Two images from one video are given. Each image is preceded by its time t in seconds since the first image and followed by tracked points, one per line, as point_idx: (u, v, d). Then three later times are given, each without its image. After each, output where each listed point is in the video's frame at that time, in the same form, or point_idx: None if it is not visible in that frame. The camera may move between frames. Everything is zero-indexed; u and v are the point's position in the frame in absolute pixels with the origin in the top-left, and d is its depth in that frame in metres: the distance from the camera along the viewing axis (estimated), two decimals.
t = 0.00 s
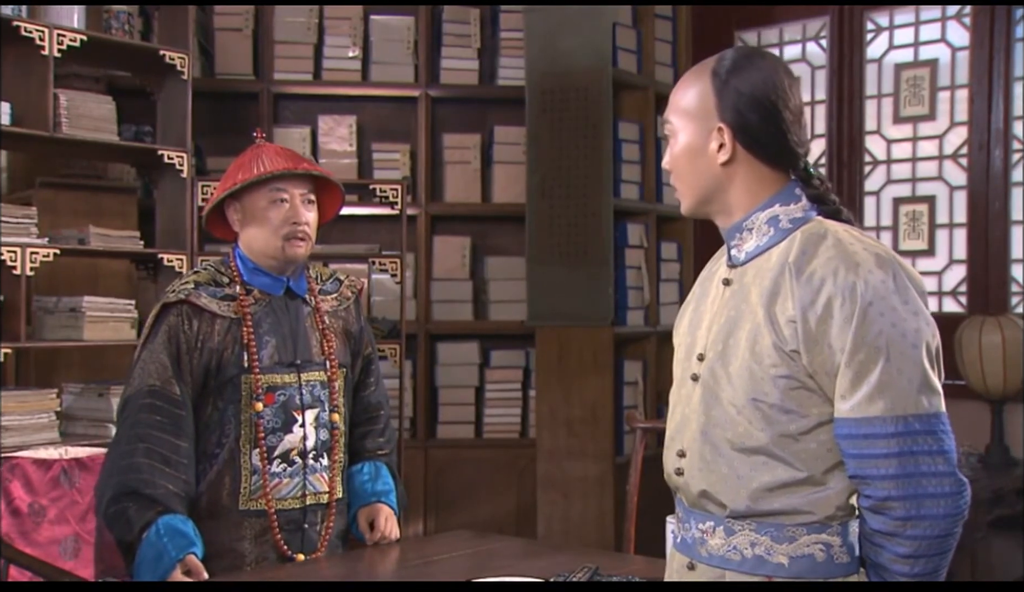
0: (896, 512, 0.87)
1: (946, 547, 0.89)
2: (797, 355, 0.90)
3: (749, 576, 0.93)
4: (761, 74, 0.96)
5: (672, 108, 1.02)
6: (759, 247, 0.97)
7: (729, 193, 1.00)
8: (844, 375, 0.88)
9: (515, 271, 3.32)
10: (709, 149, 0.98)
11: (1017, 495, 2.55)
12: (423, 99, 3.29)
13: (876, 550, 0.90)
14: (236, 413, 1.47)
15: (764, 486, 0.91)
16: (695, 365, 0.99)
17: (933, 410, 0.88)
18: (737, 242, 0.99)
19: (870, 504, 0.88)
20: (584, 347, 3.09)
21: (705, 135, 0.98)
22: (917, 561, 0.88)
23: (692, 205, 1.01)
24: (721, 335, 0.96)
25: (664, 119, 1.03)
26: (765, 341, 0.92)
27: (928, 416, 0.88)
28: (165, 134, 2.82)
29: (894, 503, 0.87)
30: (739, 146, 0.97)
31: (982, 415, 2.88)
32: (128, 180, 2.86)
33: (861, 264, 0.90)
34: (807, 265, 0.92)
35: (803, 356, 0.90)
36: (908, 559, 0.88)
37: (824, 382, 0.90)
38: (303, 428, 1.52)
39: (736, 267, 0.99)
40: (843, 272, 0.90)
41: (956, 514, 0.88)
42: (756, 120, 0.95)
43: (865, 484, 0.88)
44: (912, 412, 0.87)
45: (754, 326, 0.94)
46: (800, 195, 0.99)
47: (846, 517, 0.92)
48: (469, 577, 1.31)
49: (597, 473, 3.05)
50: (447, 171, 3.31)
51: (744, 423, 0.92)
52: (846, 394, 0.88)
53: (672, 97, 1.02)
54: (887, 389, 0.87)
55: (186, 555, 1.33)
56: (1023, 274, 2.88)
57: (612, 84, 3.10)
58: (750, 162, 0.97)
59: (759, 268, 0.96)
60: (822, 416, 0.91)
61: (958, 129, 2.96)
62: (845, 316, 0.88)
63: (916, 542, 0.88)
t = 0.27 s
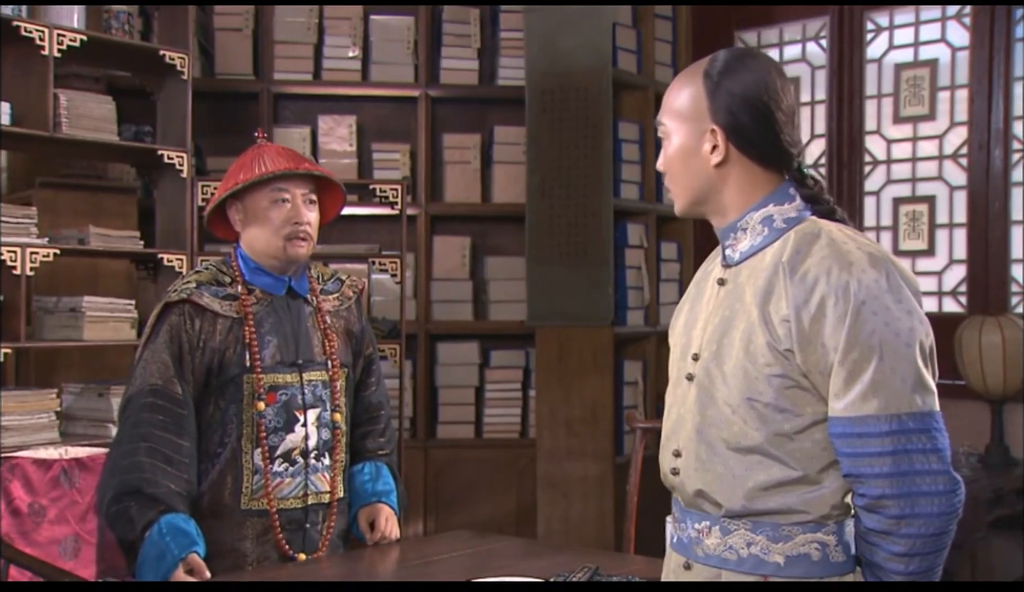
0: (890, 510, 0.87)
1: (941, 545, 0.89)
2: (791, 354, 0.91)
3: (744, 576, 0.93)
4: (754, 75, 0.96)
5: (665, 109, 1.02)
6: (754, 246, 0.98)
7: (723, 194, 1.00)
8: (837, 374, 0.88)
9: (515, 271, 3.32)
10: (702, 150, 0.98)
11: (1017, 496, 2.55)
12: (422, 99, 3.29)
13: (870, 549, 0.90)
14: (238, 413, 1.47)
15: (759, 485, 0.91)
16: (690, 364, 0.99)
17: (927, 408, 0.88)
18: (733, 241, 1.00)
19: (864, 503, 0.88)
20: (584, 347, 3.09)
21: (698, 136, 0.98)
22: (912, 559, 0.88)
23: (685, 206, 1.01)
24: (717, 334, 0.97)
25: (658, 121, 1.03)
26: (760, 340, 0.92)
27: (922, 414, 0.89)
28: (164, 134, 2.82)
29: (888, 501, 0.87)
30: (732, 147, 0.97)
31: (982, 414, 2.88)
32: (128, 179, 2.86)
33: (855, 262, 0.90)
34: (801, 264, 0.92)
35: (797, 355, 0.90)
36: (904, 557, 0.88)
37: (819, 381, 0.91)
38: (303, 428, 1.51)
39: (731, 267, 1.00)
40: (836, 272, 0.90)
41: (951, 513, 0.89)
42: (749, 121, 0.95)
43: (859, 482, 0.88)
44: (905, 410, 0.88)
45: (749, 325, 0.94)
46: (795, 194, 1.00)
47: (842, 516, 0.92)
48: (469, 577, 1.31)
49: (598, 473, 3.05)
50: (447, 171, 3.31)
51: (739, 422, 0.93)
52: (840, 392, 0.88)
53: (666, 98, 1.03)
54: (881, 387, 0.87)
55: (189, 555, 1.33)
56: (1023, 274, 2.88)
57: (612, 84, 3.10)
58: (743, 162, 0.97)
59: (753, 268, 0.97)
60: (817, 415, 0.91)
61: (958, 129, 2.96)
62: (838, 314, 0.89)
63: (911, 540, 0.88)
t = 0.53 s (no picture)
0: (885, 510, 0.88)
1: (936, 545, 0.90)
2: (786, 355, 0.91)
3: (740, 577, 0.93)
4: (747, 77, 0.96)
5: (661, 110, 1.02)
6: (750, 246, 0.98)
7: (718, 194, 1.00)
8: (832, 374, 0.88)
9: (515, 271, 3.32)
10: (697, 151, 0.99)
11: (1017, 496, 2.55)
12: (422, 99, 3.29)
13: (866, 549, 0.90)
14: (241, 409, 1.47)
15: (755, 486, 0.91)
16: (686, 364, 0.99)
17: (923, 408, 0.89)
18: (728, 241, 1.00)
19: (859, 502, 0.88)
20: (584, 347, 3.09)
21: (693, 134, 0.99)
22: (907, 559, 0.89)
23: (681, 207, 1.02)
24: (712, 335, 0.97)
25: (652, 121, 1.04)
26: (755, 340, 0.92)
27: (917, 414, 0.89)
28: (164, 134, 2.82)
29: (883, 501, 0.87)
30: (726, 147, 0.97)
31: (982, 414, 2.88)
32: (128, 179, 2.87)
33: (850, 263, 0.90)
34: (796, 264, 0.92)
35: (792, 355, 0.90)
36: (899, 557, 0.89)
37: (814, 381, 0.91)
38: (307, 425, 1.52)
39: (726, 267, 1.00)
40: (830, 272, 0.90)
41: (946, 512, 0.89)
42: (743, 122, 0.96)
43: (854, 482, 0.88)
44: (900, 409, 0.88)
45: (744, 326, 0.94)
46: (790, 195, 1.00)
47: (837, 516, 0.92)
48: (469, 577, 1.31)
49: (597, 473, 3.05)
50: (446, 171, 3.31)
51: (734, 422, 0.93)
52: (834, 392, 0.88)
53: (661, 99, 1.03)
54: (876, 386, 0.87)
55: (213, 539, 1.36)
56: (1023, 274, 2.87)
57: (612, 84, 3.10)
58: (737, 162, 0.98)
59: (749, 267, 0.97)
60: (812, 414, 0.91)
61: (958, 129, 2.96)
62: (832, 314, 0.89)
63: (906, 540, 0.88)
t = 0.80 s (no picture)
0: (879, 508, 0.88)
1: (931, 543, 0.90)
2: (780, 354, 0.91)
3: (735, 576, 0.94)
4: (742, 78, 0.96)
5: (656, 110, 1.02)
6: (744, 246, 0.98)
7: (712, 195, 1.00)
8: (826, 373, 0.88)
9: (515, 271, 3.32)
10: (690, 150, 0.99)
11: (1017, 496, 2.54)
12: (422, 99, 3.29)
13: (861, 547, 0.90)
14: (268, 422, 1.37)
15: (750, 485, 0.91)
16: (682, 365, 0.99)
17: (916, 406, 0.89)
18: (722, 241, 1.00)
19: (853, 501, 0.89)
20: (584, 348, 3.09)
21: (687, 134, 0.99)
22: (902, 557, 0.89)
23: (676, 208, 1.02)
24: (706, 334, 0.97)
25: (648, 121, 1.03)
26: (749, 339, 0.92)
27: (911, 412, 0.89)
28: (164, 134, 2.82)
29: (877, 500, 0.88)
30: (719, 148, 0.98)
31: (982, 414, 2.88)
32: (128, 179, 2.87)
33: (843, 262, 0.90)
34: (789, 264, 0.92)
35: (785, 354, 0.90)
36: (894, 555, 0.89)
37: (808, 380, 0.91)
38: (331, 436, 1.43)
39: (721, 267, 1.00)
40: (824, 271, 0.90)
41: (940, 510, 0.89)
42: (737, 123, 0.96)
43: (848, 481, 0.88)
44: (893, 408, 0.88)
45: (738, 326, 0.94)
46: (784, 194, 1.00)
47: (832, 515, 0.92)
48: (469, 577, 1.31)
49: (597, 473, 3.05)
50: (446, 171, 3.31)
51: (729, 422, 0.93)
52: (828, 391, 0.88)
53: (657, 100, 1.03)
54: (870, 385, 0.88)
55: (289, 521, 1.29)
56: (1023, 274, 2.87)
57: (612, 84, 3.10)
58: (730, 163, 0.98)
59: (743, 266, 0.97)
60: (807, 413, 0.91)
61: (958, 129, 2.96)
62: (826, 313, 0.89)
63: (901, 538, 0.88)
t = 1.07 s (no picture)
0: (872, 507, 0.88)
1: (923, 541, 0.90)
2: (771, 353, 0.91)
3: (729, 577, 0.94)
4: (730, 79, 0.96)
5: (648, 111, 1.02)
6: (736, 246, 0.98)
7: (703, 196, 1.01)
8: (817, 372, 0.89)
9: (513, 272, 3.32)
10: (678, 153, 0.99)
11: (1015, 496, 2.54)
12: (421, 99, 3.29)
13: (854, 546, 0.91)
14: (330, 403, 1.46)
15: (744, 484, 0.91)
16: (676, 365, 0.99)
17: (907, 404, 0.89)
18: (715, 241, 1.01)
19: (846, 500, 0.89)
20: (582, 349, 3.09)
21: (675, 136, 0.99)
22: (895, 555, 0.89)
23: (669, 210, 1.03)
24: (699, 334, 0.97)
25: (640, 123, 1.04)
26: (741, 339, 0.92)
27: (902, 410, 0.89)
28: (162, 134, 2.82)
29: (869, 498, 0.88)
30: (708, 150, 0.98)
31: (980, 415, 2.88)
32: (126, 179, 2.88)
33: (833, 260, 0.90)
34: (780, 263, 0.92)
35: (776, 354, 0.90)
36: (887, 553, 0.89)
37: (800, 379, 0.91)
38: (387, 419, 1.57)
39: (714, 267, 1.00)
40: (814, 270, 0.90)
41: (932, 508, 0.89)
42: (725, 125, 0.96)
43: (840, 479, 0.89)
44: (885, 406, 0.88)
45: (730, 325, 0.94)
46: (776, 194, 1.01)
47: (827, 514, 0.92)
48: (465, 577, 1.31)
49: (595, 473, 3.05)
50: (444, 171, 3.31)
51: (722, 422, 0.93)
52: (819, 390, 0.88)
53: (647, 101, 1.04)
54: (860, 383, 0.88)
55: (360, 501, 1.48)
56: (1021, 275, 2.87)
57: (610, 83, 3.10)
58: (720, 165, 0.98)
59: (734, 266, 0.97)
60: (799, 413, 0.92)
61: (955, 129, 2.96)
62: (816, 312, 0.89)
63: (893, 536, 0.89)
